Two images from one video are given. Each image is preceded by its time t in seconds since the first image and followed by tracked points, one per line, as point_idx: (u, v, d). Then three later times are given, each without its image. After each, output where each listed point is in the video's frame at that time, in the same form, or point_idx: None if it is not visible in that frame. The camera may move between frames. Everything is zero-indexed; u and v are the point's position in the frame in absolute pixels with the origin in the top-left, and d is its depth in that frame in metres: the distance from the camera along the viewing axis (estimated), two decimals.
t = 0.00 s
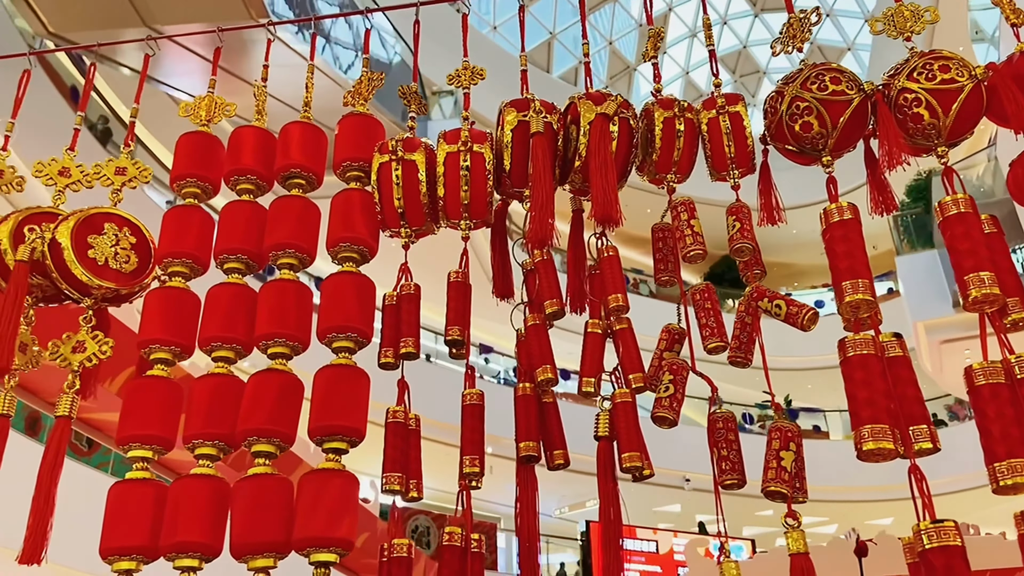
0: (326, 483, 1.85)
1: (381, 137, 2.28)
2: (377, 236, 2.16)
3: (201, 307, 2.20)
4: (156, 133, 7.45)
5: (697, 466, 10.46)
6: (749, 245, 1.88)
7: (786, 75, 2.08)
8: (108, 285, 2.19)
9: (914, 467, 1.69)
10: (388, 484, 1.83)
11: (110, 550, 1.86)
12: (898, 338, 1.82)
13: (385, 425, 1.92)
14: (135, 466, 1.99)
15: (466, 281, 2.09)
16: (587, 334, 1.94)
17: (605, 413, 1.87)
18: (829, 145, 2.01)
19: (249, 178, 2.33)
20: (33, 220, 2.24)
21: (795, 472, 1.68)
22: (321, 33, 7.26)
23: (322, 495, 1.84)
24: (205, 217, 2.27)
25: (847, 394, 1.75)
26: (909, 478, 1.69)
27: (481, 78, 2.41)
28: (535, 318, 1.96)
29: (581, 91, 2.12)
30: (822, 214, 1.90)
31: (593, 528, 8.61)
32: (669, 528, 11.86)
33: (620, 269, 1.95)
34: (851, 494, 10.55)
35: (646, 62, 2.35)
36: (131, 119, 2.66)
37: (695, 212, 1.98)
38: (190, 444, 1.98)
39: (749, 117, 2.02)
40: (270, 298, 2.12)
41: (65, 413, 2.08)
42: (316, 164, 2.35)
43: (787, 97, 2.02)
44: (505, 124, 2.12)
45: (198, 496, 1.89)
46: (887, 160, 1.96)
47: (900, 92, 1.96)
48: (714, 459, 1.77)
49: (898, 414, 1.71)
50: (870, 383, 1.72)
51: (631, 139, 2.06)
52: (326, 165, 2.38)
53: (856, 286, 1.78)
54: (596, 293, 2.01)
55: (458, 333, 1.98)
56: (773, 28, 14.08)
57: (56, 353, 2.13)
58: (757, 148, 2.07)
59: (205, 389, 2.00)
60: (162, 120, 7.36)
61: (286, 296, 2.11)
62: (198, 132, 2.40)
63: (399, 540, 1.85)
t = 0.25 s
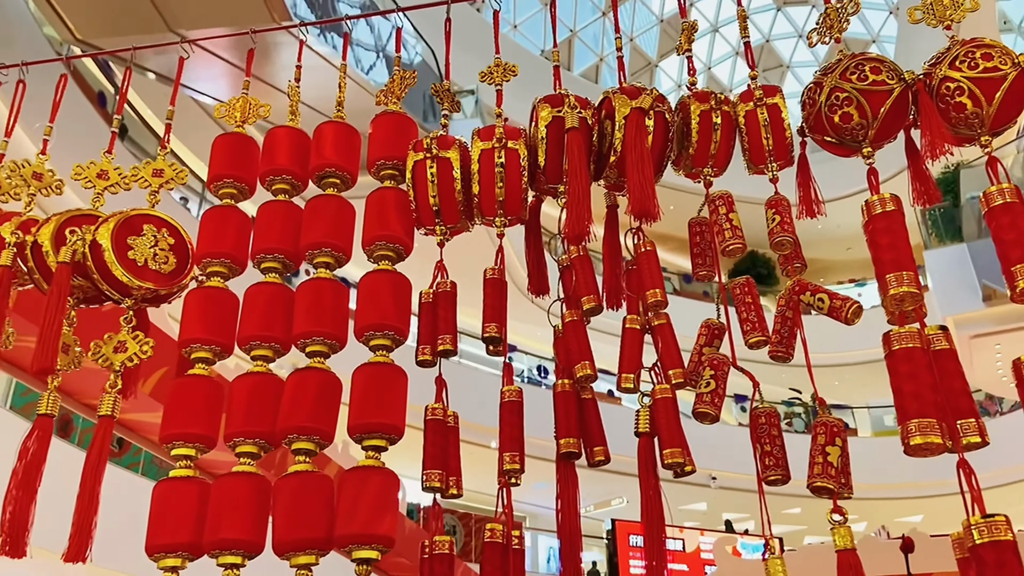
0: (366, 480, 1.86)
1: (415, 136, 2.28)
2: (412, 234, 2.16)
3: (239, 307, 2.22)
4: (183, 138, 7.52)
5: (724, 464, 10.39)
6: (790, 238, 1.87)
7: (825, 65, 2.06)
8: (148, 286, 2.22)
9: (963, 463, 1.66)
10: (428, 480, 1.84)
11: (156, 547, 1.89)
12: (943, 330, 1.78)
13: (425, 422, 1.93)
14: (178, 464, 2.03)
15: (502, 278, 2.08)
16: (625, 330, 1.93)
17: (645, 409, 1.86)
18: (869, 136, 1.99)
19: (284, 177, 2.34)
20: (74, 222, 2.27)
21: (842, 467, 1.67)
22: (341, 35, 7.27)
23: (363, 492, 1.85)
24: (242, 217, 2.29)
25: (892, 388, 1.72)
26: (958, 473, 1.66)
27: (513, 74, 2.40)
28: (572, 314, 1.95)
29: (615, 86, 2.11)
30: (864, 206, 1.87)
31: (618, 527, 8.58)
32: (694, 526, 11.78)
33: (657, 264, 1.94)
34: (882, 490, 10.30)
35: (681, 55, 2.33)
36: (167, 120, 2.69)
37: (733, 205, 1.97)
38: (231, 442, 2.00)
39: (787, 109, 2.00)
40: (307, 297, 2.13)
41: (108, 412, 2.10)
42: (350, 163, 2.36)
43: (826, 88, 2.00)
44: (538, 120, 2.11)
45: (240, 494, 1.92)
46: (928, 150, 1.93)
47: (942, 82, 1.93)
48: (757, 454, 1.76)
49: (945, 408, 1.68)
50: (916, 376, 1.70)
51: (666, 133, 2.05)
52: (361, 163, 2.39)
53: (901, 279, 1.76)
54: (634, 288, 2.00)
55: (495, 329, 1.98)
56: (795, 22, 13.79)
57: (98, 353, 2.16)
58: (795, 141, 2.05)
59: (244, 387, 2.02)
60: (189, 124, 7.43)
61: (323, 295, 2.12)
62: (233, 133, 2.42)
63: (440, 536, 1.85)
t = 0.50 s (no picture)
0: (404, 476, 1.87)
1: (446, 132, 2.28)
2: (445, 231, 2.16)
3: (274, 305, 2.24)
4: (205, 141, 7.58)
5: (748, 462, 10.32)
6: (831, 230, 1.86)
7: (862, 56, 2.04)
8: (185, 284, 2.24)
9: (1010, 455, 1.63)
10: (467, 477, 1.84)
11: (198, 543, 1.91)
12: (988, 322, 1.76)
13: (461, 418, 1.93)
14: (219, 461, 2.05)
15: (537, 274, 2.08)
16: (662, 325, 1.92)
17: (683, 404, 1.84)
18: (908, 127, 1.97)
19: (318, 176, 2.35)
20: (112, 222, 2.30)
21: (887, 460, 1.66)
22: (359, 35, 7.29)
23: (401, 488, 1.86)
24: (277, 217, 2.31)
25: (936, 381, 1.70)
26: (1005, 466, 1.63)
27: (544, 70, 2.39)
28: (608, 309, 1.93)
29: (648, 80, 2.11)
30: (904, 197, 1.85)
31: (642, 525, 8.55)
32: (717, 524, 11.72)
33: (693, 258, 1.93)
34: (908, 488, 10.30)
35: (714, 48, 2.32)
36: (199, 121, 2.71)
37: (770, 198, 1.95)
38: (270, 439, 2.01)
39: (825, 101, 1.99)
40: (342, 295, 2.14)
41: (148, 410, 2.13)
42: (382, 161, 2.37)
43: (863, 79, 1.99)
44: (571, 115, 2.11)
45: (280, 490, 1.93)
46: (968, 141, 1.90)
47: (982, 71, 1.90)
48: (798, 449, 1.75)
49: (991, 401, 1.65)
50: (961, 368, 1.67)
51: (701, 126, 2.04)
52: (393, 161, 2.40)
53: (944, 270, 1.73)
54: (670, 283, 1.99)
55: (530, 325, 1.99)
56: (816, 14, 13.48)
57: (138, 351, 2.19)
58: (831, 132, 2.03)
59: (283, 384, 2.04)
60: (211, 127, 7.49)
61: (357, 292, 2.13)
62: (266, 133, 2.44)
63: (479, 532, 1.85)
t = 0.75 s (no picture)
0: (447, 472, 1.87)
1: (481, 129, 2.28)
2: (481, 227, 2.16)
3: (311, 303, 2.25)
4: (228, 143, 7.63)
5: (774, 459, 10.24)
6: (874, 222, 1.85)
7: (903, 43, 2.02)
8: (224, 283, 2.26)
9: None
10: (509, 472, 1.84)
11: (242, 539, 1.93)
12: None
13: (502, 414, 1.93)
14: (259, 458, 2.06)
15: (575, 269, 2.07)
16: (703, 319, 1.91)
17: (727, 398, 1.83)
18: (952, 116, 1.94)
19: (353, 174, 2.36)
20: (151, 222, 2.32)
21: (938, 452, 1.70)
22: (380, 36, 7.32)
23: (444, 485, 1.86)
24: (313, 215, 2.32)
25: (986, 373, 1.67)
26: None
27: (578, 64, 2.38)
28: (647, 303, 1.92)
29: (684, 72, 2.09)
30: (950, 186, 1.82)
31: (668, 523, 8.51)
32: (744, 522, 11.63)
33: (733, 250, 1.91)
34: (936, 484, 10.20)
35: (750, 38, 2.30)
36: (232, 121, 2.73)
37: (812, 189, 1.93)
38: (311, 436, 2.02)
39: (866, 90, 1.98)
40: (379, 292, 2.15)
41: (190, 408, 2.15)
42: (417, 158, 2.37)
43: (906, 67, 1.96)
44: (607, 109, 2.10)
45: (322, 487, 1.94)
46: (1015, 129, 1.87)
47: None
48: (846, 443, 1.74)
49: None
50: (1012, 359, 1.64)
51: (739, 118, 2.02)
52: (427, 158, 2.40)
53: (992, 261, 1.70)
54: (710, 276, 1.98)
55: (569, 320, 1.98)
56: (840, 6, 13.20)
57: (179, 350, 2.21)
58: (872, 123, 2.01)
59: (323, 381, 2.05)
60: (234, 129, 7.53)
61: (395, 289, 2.14)
62: (301, 132, 2.45)
63: (522, 528, 1.85)
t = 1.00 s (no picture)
0: (483, 469, 1.88)
1: (511, 125, 2.27)
2: (512, 223, 2.15)
3: (343, 300, 2.26)
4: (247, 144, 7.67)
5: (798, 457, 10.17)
6: (912, 213, 1.85)
7: (939, 33, 1.99)
8: (257, 282, 2.28)
9: None
10: (544, 468, 1.84)
11: (278, 535, 1.94)
12: None
13: (536, 409, 1.93)
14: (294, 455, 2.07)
15: (607, 264, 2.07)
16: (739, 313, 1.89)
17: (764, 392, 1.82)
18: (991, 106, 1.91)
19: (384, 172, 2.37)
20: (185, 222, 2.35)
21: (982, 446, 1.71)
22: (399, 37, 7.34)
23: (480, 481, 1.87)
24: (344, 213, 2.33)
25: None
26: None
27: (608, 59, 2.37)
28: (682, 298, 1.90)
29: (716, 65, 2.08)
30: (989, 177, 1.80)
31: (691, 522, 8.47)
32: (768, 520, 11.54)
33: (769, 243, 1.90)
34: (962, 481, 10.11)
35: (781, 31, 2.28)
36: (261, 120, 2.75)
37: (849, 181, 1.91)
38: (345, 433, 2.03)
39: (902, 80, 1.97)
40: (411, 289, 2.16)
41: (225, 406, 2.17)
42: (446, 155, 2.37)
43: (943, 56, 1.93)
44: (639, 103, 2.09)
45: (357, 483, 1.95)
46: None
47: None
48: (886, 437, 1.75)
49: None
50: None
51: (773, 111, 2.01)
52: (457, 155, 2.40)
53: None
54: (744, 270, 1.96)
55: (603, 315, 1.97)
56: None
57: (214, 349, 2.23)
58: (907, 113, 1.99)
59: (357, 378, 2.05)
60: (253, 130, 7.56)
61: (427, 286, 2.14)
62: (331, 131, 2.46)
63: (558, 523, 1.85)
